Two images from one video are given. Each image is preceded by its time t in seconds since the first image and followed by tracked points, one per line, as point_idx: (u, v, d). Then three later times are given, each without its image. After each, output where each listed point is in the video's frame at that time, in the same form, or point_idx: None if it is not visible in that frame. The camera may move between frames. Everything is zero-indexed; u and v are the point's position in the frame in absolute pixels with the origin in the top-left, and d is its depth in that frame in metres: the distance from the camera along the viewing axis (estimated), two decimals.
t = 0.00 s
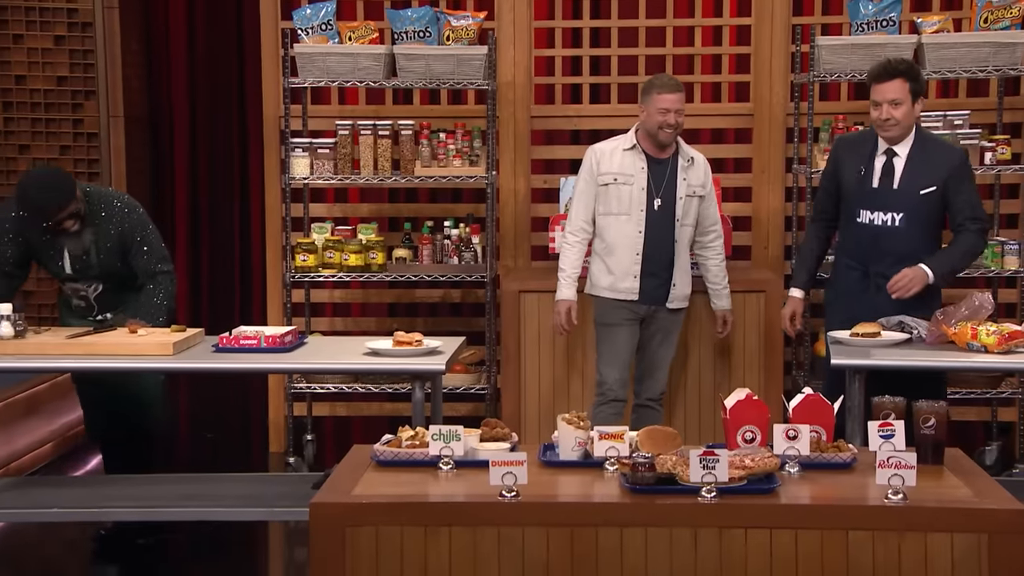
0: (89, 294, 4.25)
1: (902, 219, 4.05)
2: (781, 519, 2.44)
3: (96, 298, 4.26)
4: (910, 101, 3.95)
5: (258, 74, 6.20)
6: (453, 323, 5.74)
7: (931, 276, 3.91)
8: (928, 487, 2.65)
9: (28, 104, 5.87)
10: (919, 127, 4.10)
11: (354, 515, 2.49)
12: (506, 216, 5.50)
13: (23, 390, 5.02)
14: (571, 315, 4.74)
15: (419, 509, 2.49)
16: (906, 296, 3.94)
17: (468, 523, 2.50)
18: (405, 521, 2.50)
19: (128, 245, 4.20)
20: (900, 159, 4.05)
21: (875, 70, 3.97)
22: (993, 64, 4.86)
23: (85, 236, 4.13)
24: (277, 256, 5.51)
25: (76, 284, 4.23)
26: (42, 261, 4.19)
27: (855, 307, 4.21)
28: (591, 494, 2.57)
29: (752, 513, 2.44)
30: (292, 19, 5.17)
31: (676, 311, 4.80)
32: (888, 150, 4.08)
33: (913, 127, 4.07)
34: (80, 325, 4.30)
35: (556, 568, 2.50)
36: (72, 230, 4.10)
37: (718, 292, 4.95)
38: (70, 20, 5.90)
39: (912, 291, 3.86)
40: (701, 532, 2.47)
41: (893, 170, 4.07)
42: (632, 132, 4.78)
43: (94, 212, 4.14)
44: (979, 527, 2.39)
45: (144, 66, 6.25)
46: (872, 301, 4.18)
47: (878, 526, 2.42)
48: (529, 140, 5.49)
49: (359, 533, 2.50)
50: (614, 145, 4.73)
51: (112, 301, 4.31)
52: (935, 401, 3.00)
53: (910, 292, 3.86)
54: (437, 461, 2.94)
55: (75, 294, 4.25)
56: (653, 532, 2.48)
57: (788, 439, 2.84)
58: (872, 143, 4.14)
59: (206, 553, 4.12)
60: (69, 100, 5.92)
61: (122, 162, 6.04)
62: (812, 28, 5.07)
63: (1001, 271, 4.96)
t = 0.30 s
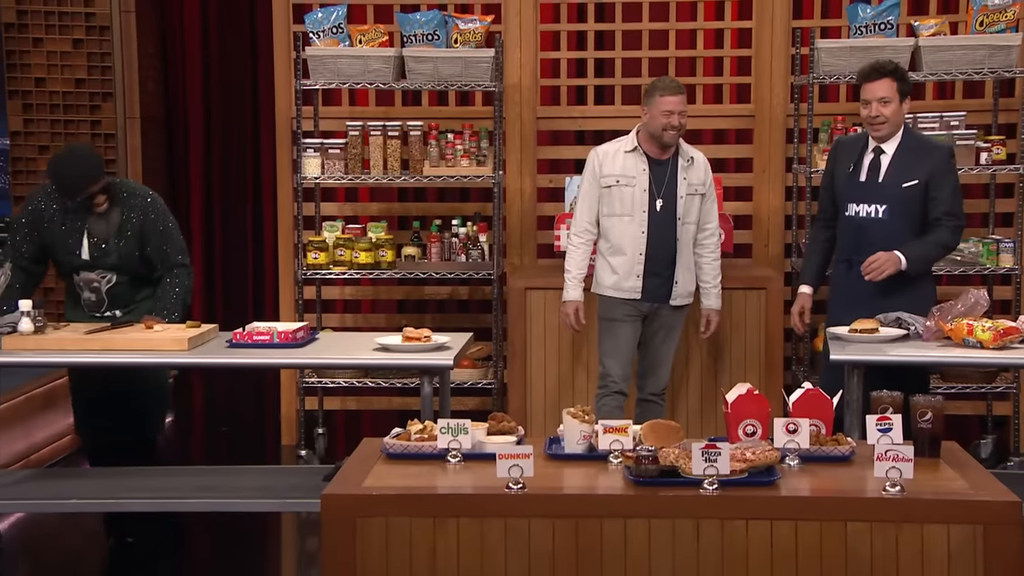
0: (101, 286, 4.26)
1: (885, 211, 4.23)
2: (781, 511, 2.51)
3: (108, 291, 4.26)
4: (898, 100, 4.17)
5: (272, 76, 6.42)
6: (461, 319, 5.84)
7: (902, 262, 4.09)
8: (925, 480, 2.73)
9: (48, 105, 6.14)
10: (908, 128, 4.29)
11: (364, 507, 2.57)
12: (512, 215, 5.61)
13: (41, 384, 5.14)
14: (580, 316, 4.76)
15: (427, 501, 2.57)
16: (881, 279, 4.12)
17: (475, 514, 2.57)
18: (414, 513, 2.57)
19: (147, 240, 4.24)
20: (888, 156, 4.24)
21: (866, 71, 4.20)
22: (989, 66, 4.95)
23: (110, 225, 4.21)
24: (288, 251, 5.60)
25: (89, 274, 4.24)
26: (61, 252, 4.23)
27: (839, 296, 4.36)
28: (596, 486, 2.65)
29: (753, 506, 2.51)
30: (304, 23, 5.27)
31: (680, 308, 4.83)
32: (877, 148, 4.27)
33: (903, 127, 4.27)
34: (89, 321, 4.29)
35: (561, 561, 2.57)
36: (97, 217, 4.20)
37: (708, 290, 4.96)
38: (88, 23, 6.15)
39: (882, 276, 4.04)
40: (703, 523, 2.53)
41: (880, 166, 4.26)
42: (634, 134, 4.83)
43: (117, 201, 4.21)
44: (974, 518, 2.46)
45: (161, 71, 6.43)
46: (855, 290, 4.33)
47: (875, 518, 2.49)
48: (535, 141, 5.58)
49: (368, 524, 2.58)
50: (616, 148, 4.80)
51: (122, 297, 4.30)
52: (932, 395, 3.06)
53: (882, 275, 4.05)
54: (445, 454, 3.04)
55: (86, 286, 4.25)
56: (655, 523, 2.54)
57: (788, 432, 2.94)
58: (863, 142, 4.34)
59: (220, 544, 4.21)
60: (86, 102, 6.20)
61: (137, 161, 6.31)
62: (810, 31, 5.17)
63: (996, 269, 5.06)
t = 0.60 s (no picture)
0: (125, 275, 4.32)
1: (877, 213, 4.34)
2: (781, 504, 2.61)
3: (131, 278, 4.33)
4: (883, 109, 4.28)
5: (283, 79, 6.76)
6: (468, 316, 5.95)
7: (902, 265, 4.21)
8: (922, 473, 2.82)
9: (66, 108, 6.34)
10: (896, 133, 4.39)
11: (374, 499, 2.68)
12: (519, 215, 5.71)
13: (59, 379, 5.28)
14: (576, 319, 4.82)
15: (437, 493, 2.67)
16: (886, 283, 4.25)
17: (482, 506, 2.67)
18: (423, 505, 2.67)
19: (171, 227, 4.36)
20: (878, 161, 4.35)
21: (852, 80, 4.31)
22: (984, 70, 5.05)
23: (134, 209, 4.30)
24: (300, 250, 5.71)
25: (112, 263, 4.30)
26: (85, 241, 4.28)
27: (837, 297, 4.47)
28: (601, 479, 2.74)
29: (753, 498, 2.61)
30: (316, 27, 5.38)
31: (677, 306, 4.84)
32: (866, 153, 4.38)
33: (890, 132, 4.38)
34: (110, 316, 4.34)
35: (567, 553, 2.67)
36: (125, 196, 4.27)
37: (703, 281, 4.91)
38: (107, 28, 6.42)
39: (887, 279, 4.17)
40: (706, 516, 2.63)
41: (870, 169, 4.37)
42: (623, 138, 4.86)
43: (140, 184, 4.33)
44: (970, 511, 2.55)
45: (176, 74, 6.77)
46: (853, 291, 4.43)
47: (873, 510, 2.58)
48: (541, 142, 5.68)
49: (379, 517, 2.68)
50: (605, 153, 4.82)
51: (143, 287, 4.37)
52: (929, 391, 3.16)
53: (886, 280, 4.18)
54: (454, 448, 3.14)
55: (110, 276, 4.31)
56: (659, 516, 2.64)
57: (788, 427, 3.03)
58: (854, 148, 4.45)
59: (234, 535, 4.31)
60: (105, 104, 6.42)
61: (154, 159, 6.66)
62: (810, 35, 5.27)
63: (991, 268, 5.15)
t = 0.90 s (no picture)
0: (130, 264, 4.39)
1: (872, 206, 4.42)
2: (781, 498, 2.68)
3: (136, 267, 4.39)
4: (872, 106, 4.39)
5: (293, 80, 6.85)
6: (475, 314, 6.03)
7: (908, 260, 4.28)
8: (921, 468, 2.89)
9: (82, 109, 6.42)
10: (893, 130, 4.48)
11: (382, 493, 2.75)
12: (525, 214, 5.78)
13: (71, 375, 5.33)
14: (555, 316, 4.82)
15: (445, 487, 2.75)
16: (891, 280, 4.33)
17: (489, 500, 2.74)
18: (430, 499, 2.74)
19: (172, 214, 4.48)
20: (874, 156, 4.44)
21: (847, 79, 4.45)
22: (983, 71, 5.12)
23: (137, 195, 4.38)
24: (310, 251, 5.78)
25: (118, 252, 4.36)
26: (90, 232, 4.33)
27: (837, 291, 4.54)
28: (605, 474, 2.81)
29: (754, 493, 2.68)
30: (325, 29, 5.45)
31: (658, 304, 4.81)
32: (863, 148, 4.48)
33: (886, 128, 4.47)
34: (115, 306, 4.39)
35: (571, 548, 2.74)
36: (131, 180, 4.35)
37: (690, 291, 4.88)
38: (119, 31, 6.51)
39: (894, 275, 4.26)
40: (708, 510, 2.70)
41: (866, 164, 4.46)
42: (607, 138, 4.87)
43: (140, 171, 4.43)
44: (968, 505, 2.62)
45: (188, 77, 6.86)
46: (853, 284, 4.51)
47: (873, 505, 2.66)
48: (546, 142, 5.76)
49: (387, 511, 2.75)
50: (588, 150, 4.84)
51: (146, 276, 4.45)
52: (928, 387, 3.23)
53: (893, 276, 4.26)
54: (460, 443, 3.21)
55: (116, 265, 4.37)
56: (662, 510, 2.71)
57: (790, 423, 3.08)
58: (853, 144, 4.55)
59: (245, 529, 4.39)
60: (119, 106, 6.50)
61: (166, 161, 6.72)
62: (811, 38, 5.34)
63: (989, 266, 5.22)
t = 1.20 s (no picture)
0: (131, 258, 4.40)
1: (873, 203, 4.43)
2: (787, 498, 2.68)
3: (136, 261, 4.41)
4: (874, 104, 4.39)
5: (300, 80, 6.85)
6: (480, 315, 6.03)
7: (897, 254, 4.27)
8: (927, 468, 2.89)
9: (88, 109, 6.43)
10: (897, 127, 4.47)
11: (388, 493, 2.75)
12: (530, 214, 5.79)
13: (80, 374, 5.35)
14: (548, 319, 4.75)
15: (451, 487, 2.75)
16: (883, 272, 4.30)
17: (495, 500, 2.74)
18: (436, 499, 2.75)
19: (169, 210, 4.51)
20: (877, 153, 4.46)
21: (849, 78, 4.48)
22: (988, 71, 5.12)
23: (135, 189, 4.42)
24: (315, 250, 5.80)
25: (119, 246, 4.37)
26: (92, 226, 4.35)
27: (845, 290, 4.56)
28: (611, 474, 2.81)
29: (760, 493, 2.68)
30: (331, 30, 5.46)
31: (656, 306, 4.80)
32: (867, 146, 4.50)
33: (889, 125, 4.47)
34: (117, 301, 4.39)
35: (577, 547, 2.75)
36: (128, 174, 4.38)
37: (680, 285, 4.86)
38: (126, 31, 6.57)
39: (881, 267, 4.23)
40: (714, 510, 2.70)
41: (870, 162, 4.47)
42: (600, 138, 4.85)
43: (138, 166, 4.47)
44: (974, 505, 2.62)
45: (195, 77, 6.86)
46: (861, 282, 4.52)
47: (879, 505, 2.66)
48: (552, 142, 5.76)
49: (393, 510, 2.76)
50: (582, 152, 4.82)
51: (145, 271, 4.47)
52: (933, 387, 3.24)
53: (880, 268, 4.24)
54: (466, 443, 3.21)
55: (117, 259, 4.38)
56: (668, 510, 2.71)
57: (796, 422, 3.09)
58: (859, 144, 4.57)
59: (251, 528, 4.40)
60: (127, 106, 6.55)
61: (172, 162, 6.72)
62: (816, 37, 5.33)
63: (995, 266, 5.22)
